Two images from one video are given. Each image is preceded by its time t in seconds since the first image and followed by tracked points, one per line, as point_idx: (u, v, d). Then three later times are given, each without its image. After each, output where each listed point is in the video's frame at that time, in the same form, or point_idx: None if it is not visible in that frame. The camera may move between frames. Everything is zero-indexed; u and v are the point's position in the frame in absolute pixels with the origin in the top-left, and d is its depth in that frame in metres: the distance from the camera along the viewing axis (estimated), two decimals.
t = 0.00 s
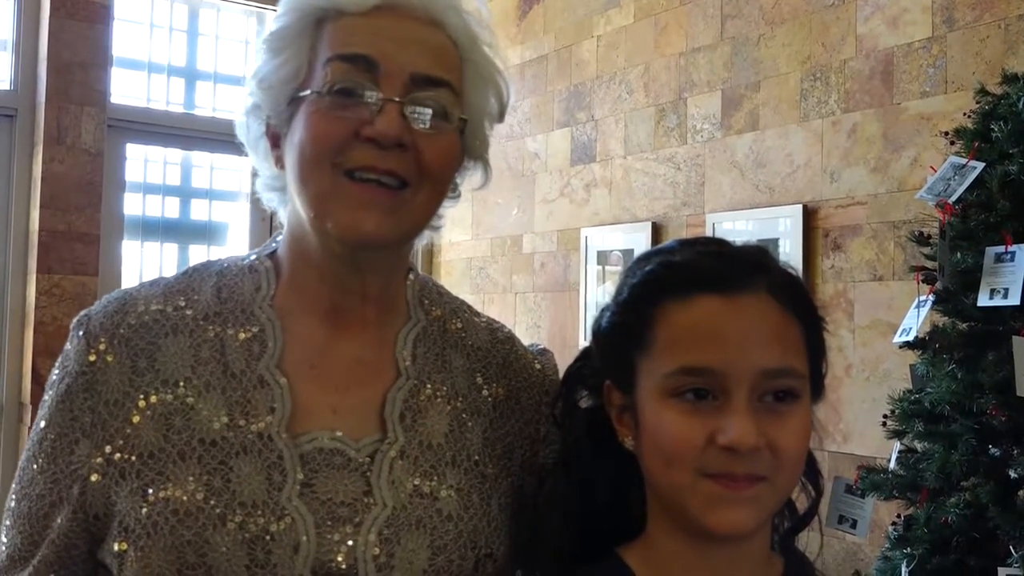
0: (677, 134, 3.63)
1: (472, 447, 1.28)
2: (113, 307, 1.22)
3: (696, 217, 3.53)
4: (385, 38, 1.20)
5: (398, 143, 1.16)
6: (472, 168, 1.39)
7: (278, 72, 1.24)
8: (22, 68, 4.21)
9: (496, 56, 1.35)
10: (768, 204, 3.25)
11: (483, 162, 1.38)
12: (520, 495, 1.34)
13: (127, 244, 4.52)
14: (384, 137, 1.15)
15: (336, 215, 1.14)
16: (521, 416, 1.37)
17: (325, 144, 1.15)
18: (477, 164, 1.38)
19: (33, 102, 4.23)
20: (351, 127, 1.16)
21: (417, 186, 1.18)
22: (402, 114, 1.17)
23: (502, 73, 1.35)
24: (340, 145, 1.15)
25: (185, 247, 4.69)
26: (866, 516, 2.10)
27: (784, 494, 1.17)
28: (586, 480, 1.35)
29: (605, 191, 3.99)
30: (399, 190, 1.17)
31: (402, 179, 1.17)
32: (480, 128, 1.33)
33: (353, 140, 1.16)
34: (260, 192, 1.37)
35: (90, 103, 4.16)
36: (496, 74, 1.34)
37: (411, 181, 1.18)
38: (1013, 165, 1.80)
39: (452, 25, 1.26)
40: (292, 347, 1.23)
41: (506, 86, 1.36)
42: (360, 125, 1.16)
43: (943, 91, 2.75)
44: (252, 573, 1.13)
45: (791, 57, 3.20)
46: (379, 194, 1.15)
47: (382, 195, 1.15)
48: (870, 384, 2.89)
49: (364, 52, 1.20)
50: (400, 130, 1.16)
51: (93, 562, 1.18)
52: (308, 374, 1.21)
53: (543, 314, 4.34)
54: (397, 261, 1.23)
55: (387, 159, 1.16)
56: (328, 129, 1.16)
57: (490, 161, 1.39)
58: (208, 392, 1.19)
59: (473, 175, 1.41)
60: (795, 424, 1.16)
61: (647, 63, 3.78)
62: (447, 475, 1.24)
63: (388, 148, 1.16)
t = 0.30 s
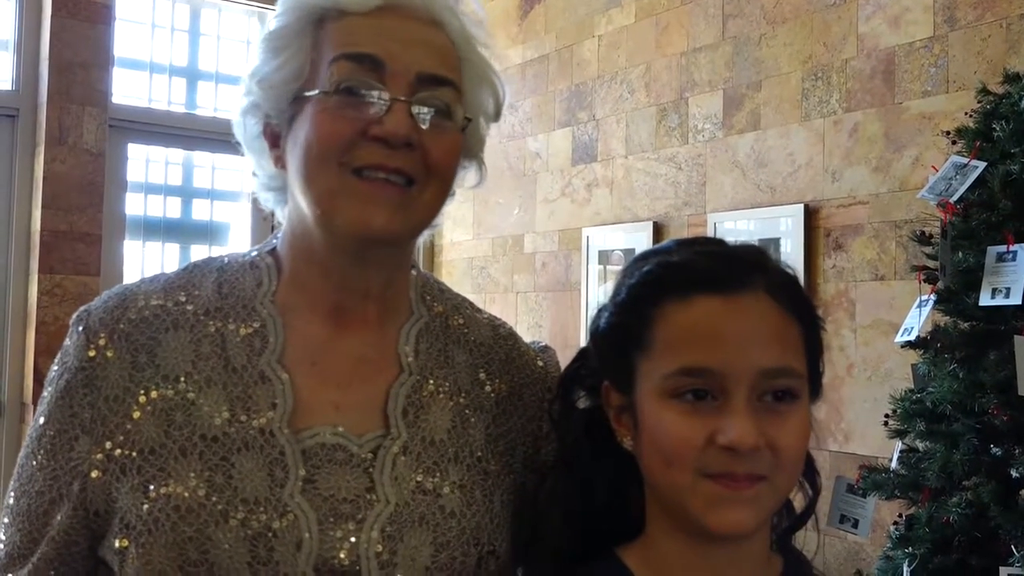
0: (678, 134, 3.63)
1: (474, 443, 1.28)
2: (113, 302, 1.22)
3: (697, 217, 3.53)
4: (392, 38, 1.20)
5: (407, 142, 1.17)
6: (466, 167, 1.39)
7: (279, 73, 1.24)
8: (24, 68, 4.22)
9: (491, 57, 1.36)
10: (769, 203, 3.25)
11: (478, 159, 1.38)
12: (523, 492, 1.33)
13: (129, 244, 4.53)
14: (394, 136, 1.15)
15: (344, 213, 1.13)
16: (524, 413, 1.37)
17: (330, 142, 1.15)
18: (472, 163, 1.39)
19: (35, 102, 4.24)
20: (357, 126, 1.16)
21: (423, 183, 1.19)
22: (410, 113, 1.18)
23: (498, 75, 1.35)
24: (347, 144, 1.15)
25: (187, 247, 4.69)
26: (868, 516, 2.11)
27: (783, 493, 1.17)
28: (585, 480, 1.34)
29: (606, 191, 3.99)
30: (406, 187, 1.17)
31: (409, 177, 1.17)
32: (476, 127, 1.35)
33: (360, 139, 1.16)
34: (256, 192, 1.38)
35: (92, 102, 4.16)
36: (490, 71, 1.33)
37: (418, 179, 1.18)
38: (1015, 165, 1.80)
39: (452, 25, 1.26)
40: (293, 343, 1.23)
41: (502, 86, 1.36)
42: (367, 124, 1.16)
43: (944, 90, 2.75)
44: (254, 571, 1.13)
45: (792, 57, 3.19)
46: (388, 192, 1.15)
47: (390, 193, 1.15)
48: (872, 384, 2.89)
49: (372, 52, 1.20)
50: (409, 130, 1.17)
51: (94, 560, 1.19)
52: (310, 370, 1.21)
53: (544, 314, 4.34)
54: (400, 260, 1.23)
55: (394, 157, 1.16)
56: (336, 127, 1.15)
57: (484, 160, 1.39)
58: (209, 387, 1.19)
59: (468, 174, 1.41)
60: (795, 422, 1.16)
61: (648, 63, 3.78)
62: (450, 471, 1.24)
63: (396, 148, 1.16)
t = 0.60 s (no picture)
0: (681, 134, 3.63)
1: (478, 447, 1.28)
2: (116, 301, 1.22)
3: (699, 217, 3.53)
4: (383, 36, 1.20)
5: (399, 141, 1.16)
6: (477, 165, 1.39)
7: (281, 72, 1.24)
8: (27, 68, 4.22)
9: (500, 52, 1.35)
10: (772, 203, 3.24)
11: (489, 159, 1.38)
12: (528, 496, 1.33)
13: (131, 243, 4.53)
14: (385, 135, 1.15)
15: (338, 213, 1.14)
16: (527, 417, 1.38)
17: (326, 142, 1.16)
18: (483, 161, 1.38)
19: (38, 101, 4.24)
20: (351, 126, 1.16)
21: (420, 182, 1.18)
22: (403, 112, 1.17)
23: (506, 69, 1.35)
24: (341, 145, 1.16)
25: (190, 247, 4.70)
26: (871, 515, 2.10)
27: (790, 492, 1.17)
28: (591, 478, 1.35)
29: (609, 190, 3.99)
30: (401, 186, 1.17)
31: (404, 176, 1.17)
32: (485, 125, 1.33)
33: (354, 138, 1.16)
34: (266, 194, 1.38)
35: (95, 102, 4.17)
36: (499, 68, 1.34)
37: (415, 178, 1.18)
38: (1018, 164, 1.80)
39: (453, 22, 1.26)
40: (297, 345, 1.22)
41: (510, 83, 1.36)
42: (361, 123, 1.16)
43: (947, 90, 2.74)
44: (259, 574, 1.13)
45: (795, 57, 3.19)
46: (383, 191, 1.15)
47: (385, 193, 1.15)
48: (874, 384, 2.89)
49: (364, 49, 1.20)
50: (401, 128, 1.16)
51: (93, 560, 1.19)
52: (313, 372, 1.21)
53: (546, 313, 4.34)
54: (400, 261, 1.23)
55: (388, 156, 1.16)
56: (330, 128, 1.16)
57: (495, 158, 1.39)
58: (213, 388, 1.19)
59: (477, 173, 1.40)
60: (800, 424, 1.16)
61: (650, 63, 3.78)
62: (454, 476, 1.24)
63: (388, 146, 1.16)
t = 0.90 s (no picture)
0: (683, 134, 3.63)
1: (471, 456, 1.27)
2: (108, 300, 1.20)
3: (703, 216, 3.53)
4: (378, 34, 1.20)
5: (389, 138, 1.15)
6: (484, 172, 1.39)
7: (279, 73, 1.25)
8: (31, 68, 4.23)
9: (504, 55, 1.35)
10: (775, 203, 3.24)
11: (495, 165, 1.38)
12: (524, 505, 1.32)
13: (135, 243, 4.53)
14: (374, 133, 1.14)
15: (331, 210, 1.13)
16: (520, 426, 1.36)
17: (319, 141, 1.16)
18: (490, 168, 1.38)
19: (41, 102, 4.25)
20: (342, 126, 1.16)
21: (410, 182, 1.17)
22: (395, 109, 1.16)
23: (510, 71, 1.35)
24: (333, 144, 1.15)
25: (193, 247, 4.70)
26: (875, 515, 2.08)
27: (801, 490, 1.17)
28: (602, 477, 1.38)
29: (611, 190, 3.99)
30: (391, 186, 1.15)
31: (392, 178, 1.15)
32: (489, 128, 1.33)
33: (344, 138, 1.15)
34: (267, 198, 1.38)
35: (98, 103, 4.17)
36: (504, 72, 1.34)
37: (405, 177, 1.16)
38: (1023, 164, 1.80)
39: (455, 23, 1.26)
40: (292, 348, 1.21)
41: (516, 88, 1.37)
42: (350, 122, 1.16)
43: (951, 90, 2.74)
44: None
45: (799, 56, 3.19)
46: (376, 192, 1.14)
47: (378, 195, 1.14)
48: (878, 383, 2.88)
49: (358, 48, 1.20)
50: (391, 126, 1.15)
51: (79, 564, 1.15)
52: (308, 377, 1.19)
53: (549, 314, 4.34)
54: (394, 263, 1.21)
55: (378, 156, 1.15)
56: (324, 128, 1.16)
57: (501, 164, 1.39)
58: (207, 392, 1.16)
59: (482, 180, 1.40)
60: (806, 423, 1.16)
61: (653, 63, 3.78)
62: (447, 485, 1.23)
63: (377, 145, 1.15)
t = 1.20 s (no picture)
0: (687, 134, 3.63)
1: (458, 468, 1.25)
2: (85, 313, 1.17)
3: (706, 217, 3.53)
4: (369, 34, 1.20)
5: (386, 138, 1.15)
6: (463, 180, 1.40)
7: (260, 75, 1.24)
8: (35, 68, 4.24)
9: (485, 62, 1.36)
10: (779, 203, 3.24)
11: (474, 171, 1.38)
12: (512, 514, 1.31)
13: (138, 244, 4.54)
14: (370, 131, 1.14)
15: (321, 215, 1.11)
16: (508, 434, 1.35)
17: (309, 143, 1.14)
18: (469, 176, 1.39)
19: (45, 102, 4.25)
20: (336, 124, 1.15)
21: (404, 185, 1.16)
22: (389, 109, 1.17)
23: (491, 77, 1.35)
24: (326, 143, 1.14)
25: (197, 247, 4.70)
26: (878, 516, 2.07)
27: (812, 493, 1.17)
28: (613, 477, 1.39)
29: (615, 190, 3.99)
30: (386, 188, 1.15)
31: (388, 179, 1.15)
32: (471, 134, 1.33)
33: (339, 137, 1.14)
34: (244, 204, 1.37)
35: (103, 103, 4.18)
36: (485, 79, 1.34)
37: (401, 179, 1.16)
38: None
39: (436, 26, 1.27)
40: (275, 361, 1.19)
41: (498, 94, 1.37)
42: (347, 121, 1.15)
43: (955, 90, 2.73)
44: None
45: (803, 56, 3.18)
46: (367, 195, 1.13)
47: (371, 197, 1.14)
48: (882, 383, 2.88)
49: (349, 46, 1.20)
50: (387, 125, 1.15)
51: None
52: (291, 390, 1.18)
53: (553, 313, 4.34)
54: (380, 272, 1.20)
55: (375, 156, 1.15)
56: (314, 128, 1.15)
57: (481, 172, 1.39)
58: (186, 409, 1.14)
59: (464, 187, 1.41)
60: (818, 427, 1.15)
61: (657, 63, 3.78)
62: (433, 499, 1.21)
63: (375, 144, 1.15)
